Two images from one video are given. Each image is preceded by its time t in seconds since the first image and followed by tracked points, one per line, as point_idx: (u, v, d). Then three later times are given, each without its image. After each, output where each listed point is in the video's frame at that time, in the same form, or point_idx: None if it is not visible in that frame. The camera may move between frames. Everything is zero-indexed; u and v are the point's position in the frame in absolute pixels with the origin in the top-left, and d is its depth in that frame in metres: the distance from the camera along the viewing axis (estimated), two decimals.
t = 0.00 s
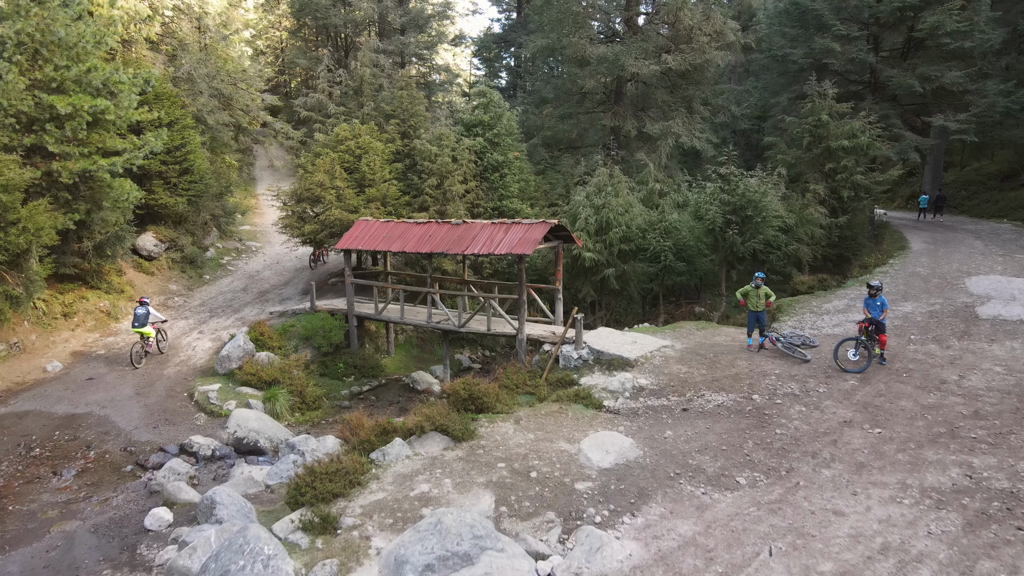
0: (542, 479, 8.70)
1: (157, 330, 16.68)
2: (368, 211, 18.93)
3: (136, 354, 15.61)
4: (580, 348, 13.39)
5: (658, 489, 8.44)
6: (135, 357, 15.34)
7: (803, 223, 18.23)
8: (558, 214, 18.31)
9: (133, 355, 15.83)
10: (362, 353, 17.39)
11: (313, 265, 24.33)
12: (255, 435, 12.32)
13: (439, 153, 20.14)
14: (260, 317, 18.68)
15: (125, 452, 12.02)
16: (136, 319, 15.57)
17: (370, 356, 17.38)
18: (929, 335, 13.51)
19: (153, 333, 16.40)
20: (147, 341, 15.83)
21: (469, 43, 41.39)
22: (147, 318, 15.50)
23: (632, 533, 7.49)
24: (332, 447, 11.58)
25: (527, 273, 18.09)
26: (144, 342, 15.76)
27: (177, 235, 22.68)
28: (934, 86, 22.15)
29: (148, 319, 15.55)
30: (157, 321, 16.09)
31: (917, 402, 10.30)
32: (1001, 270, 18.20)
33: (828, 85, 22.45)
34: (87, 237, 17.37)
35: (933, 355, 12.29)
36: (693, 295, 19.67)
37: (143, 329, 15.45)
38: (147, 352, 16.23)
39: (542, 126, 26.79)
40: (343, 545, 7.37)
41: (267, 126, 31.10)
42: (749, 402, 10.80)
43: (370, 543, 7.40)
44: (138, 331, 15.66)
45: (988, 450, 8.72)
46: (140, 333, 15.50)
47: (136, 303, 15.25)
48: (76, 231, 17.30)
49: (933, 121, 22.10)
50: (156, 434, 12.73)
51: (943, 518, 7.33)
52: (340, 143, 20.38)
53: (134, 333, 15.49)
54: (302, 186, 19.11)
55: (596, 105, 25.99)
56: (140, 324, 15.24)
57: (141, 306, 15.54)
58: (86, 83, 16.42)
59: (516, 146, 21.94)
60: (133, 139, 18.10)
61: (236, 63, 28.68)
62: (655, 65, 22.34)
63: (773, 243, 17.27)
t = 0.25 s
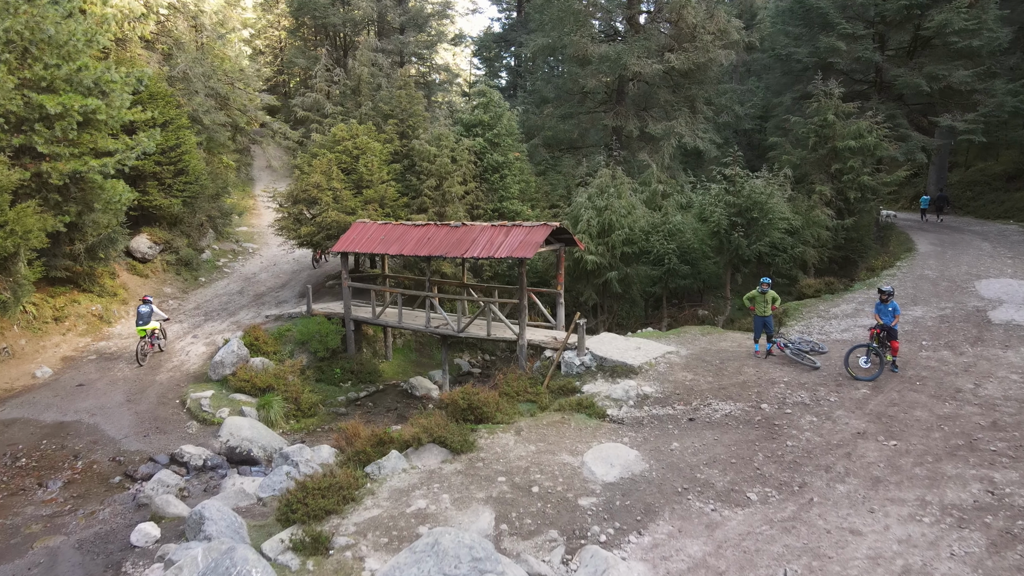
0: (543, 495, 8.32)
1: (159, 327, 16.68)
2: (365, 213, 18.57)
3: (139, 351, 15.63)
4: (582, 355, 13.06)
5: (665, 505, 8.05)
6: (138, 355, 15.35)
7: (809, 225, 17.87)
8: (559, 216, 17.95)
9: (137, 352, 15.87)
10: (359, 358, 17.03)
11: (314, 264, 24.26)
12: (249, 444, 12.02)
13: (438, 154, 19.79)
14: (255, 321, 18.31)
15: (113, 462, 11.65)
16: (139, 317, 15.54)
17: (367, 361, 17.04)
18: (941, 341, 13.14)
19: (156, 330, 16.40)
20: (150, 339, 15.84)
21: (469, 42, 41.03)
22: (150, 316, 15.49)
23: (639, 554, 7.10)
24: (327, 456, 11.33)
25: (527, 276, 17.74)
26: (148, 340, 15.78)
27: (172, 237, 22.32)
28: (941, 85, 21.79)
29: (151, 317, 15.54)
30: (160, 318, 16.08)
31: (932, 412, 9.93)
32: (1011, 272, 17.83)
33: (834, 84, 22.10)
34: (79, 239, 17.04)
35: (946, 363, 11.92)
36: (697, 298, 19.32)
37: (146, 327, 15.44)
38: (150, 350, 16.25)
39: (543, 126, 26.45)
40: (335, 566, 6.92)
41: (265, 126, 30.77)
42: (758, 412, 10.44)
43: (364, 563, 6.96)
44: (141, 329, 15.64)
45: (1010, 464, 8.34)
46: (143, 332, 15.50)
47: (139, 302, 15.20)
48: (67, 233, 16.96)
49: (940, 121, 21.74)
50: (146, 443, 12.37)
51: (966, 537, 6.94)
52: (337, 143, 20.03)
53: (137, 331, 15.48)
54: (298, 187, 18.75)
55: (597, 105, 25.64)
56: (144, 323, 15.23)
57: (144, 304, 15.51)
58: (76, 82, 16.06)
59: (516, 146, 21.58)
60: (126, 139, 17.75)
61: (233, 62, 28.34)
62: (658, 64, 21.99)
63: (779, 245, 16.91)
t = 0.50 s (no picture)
0: (545, 510, 7.98)
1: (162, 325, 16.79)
2: (363, 214, 18.26)
3: (142, 349, 15.76)
4: (585, 360, 12.72)
5: (672, 520, 7.72)
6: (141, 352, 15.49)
7: (815, 227, 17.55)
8: (561, 218, 17.64)
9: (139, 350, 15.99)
10: (357, 362, 16.73)
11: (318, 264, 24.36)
12: (242, 452, 11.69)
13: (437, 154, 19.47)
14: (251, 324, 18.01)
15: (103, 471, 11.34)
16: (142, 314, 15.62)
17: (365, 365, 16.75)
18: (953, 346, 12.83)
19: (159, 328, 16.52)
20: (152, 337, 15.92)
21: (469, 41, 40.67)
22: (153, 315, 15.58)
23: (646, 573, 6.76)
24: (323, 466, 11.04)
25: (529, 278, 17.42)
26: (150, 338, 15.90)
27: (168, 238, 22.00)
28: (948, 85, 21.49)
29: (154, 316, 15.63)
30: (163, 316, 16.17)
31: (947, 422, 9.61)
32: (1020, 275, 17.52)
33: (839, 83, 21.78)
34: (72, 241, 16.78)
35: (959, 369, 11.60)
36: (701, 301, 19.03)
37: (149, 325, 15.55)
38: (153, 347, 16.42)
39: (544, 125, 26.14)
40: None
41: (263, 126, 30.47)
42: (766, 421, 10.13)
43: None
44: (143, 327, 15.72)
45: None
46: (145, 330, 15.60)
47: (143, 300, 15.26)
48: (59, 235, 16.69)
49: (947, 121, 21.43)
50: (137, 451, 12.06)
51: (988, 556, 6.60)
52: (335, 144, 19.71)
53: (140, 329, 15.56)
54: (295, 189, 18.43)
55: (599, 104, 25.33)
56: (146, 322, 15.34)
57: (147, 302, 15.56)
58: (68, 82, 15.72)
59: (517, 147, 21.27)
60: (119, 140, 17.41)
61: (230, 62, 28.01)
62: (661, 63, 21.68)
63: (785, 248, 16.59)
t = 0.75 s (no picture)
0: (547, 528, 7.59)
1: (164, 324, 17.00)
2: (361, 216, 17.91)
3: (145, 346, 15.98)
4: (588, 367, 12.35)
5: (681, 539, 7.33)
6: (144, 350, 15.72)
7: (822, 229, 17.19)
8: (562, 220, 17.28)
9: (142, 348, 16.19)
10: (354, 367, 16.39)
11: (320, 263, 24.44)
12: (235, 462, 11.36)
13: (437, 155, 19.12)
14: (247, 328, 17.66)
15: (90, 483, 10.98)
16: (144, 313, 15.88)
17: (362, 370, 16.42)
18: (966, 353, 12.45)
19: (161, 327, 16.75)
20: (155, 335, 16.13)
21: (469, 41, 40.27)
22: (156, 313, 15.84)
23: None
24: (317, 477, 10.69)
25: (529, 282, 17.07)
26: (153, 336, 16.15)
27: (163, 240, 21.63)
28: (956, 84, 21.12)
29: (156, 314, 15.83)
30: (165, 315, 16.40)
31: (964, 433, 9.24)
32: None
33: (845, 83, 21.43)
34: (63, 243, 16.45)
35: (974, 377, 11.24)
36: (705, 304, 18.67)
37: (152, 323, 15.78)
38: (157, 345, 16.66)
39: (545, 125, 25.78)
40: None
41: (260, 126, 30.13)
42: (776, 432, 9.76)
43: None
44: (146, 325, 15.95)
45: None
46: (147, 327, 15.81)
47: (146, 298, 15.57)
48: (50, 237, 16.34)
49: (955, 121, 21.07)
50: (126, 461, 11.70)
51: None
52: (332, 144, 19.36)
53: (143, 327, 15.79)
54: (291, 190, 18.08)
55: (601, 104, 24.98)
56: (150, 319, 15.60)
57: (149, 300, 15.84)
58: (58, 81, 15.36)
59: (517, 147, 20.92)
60: (111, 140, 17.06)
61: (228, 61, 27.65)
62: (664, 62, 21.33)
63: (792, 251, 16.23)
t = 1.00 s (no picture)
0: (548, 546, 7.26)
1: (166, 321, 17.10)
2: (358, 218, 17.60)
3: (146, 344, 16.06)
4: (590, 373, 12.02)
5: (689, 557, 7.00)
6: (147, 347, 15.83)
7: (828, 231, 16.87)
8: (564, 222, 16.96)
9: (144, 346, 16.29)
10: (351, 372, 16.08)
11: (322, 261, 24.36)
12: (228, 472, 11.05)
13: (436, 155, 18.81)
14: (242, 332, 17.35)
15: (78, 493, 10.66)
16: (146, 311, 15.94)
17: (359, 375, 16.12)
18: (979, 359, 12.13)
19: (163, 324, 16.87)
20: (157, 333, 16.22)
21: (469, 40, 39.92)
22: (159, 311, 15.91)
23: None
24: (312, 487, 10.38)
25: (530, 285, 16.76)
26: (155, 334, 16.25)
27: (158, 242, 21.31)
28: (963, 84, 20.81)
29: (158, 312, 15.91)
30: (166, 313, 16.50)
31: (981, 444, 8.92)
32: None
33: (850, 82, 21.12)
34: (56, 246, 16.17)
35: (988, 384, 10.91)
36: (709, 308, 18.37)
37: (154, 321, 15.85)
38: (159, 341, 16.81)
39: (546, 125, 25.47)
40: None
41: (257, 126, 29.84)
42: (786, 442, 9.45)
43: None
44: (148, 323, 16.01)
45: None
46: (149, 325, 15.89)
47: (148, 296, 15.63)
48: (42, 240, 16.06)
49: (962, 121, 20.76)
50: (116, 471, 11.40)
51: None
52: (329, 145, 19.04)
53: (145, 325, 15.85)
54: (287, 191, 17.77)
55: (602, 104, 24.69)
56: (152, 317, 15.68)
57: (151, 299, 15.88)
58: (50, 81, 15.05)
59: (517, 148, 20.61)
60: (105, 140, 16.75)
61: (225, 60, 27.34)
62: (666, 61, 21.01)
63: (797, 253, 15.92)
